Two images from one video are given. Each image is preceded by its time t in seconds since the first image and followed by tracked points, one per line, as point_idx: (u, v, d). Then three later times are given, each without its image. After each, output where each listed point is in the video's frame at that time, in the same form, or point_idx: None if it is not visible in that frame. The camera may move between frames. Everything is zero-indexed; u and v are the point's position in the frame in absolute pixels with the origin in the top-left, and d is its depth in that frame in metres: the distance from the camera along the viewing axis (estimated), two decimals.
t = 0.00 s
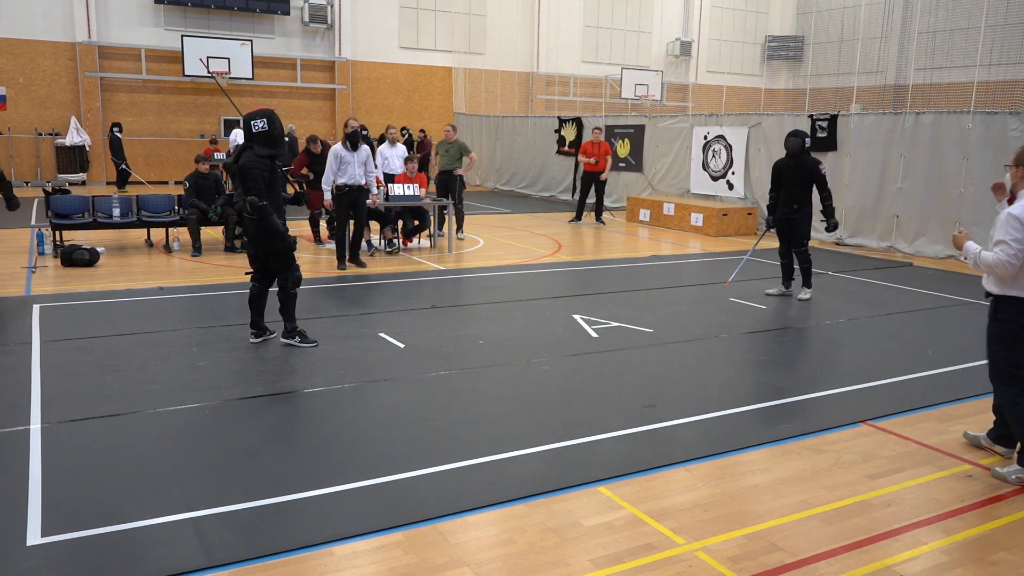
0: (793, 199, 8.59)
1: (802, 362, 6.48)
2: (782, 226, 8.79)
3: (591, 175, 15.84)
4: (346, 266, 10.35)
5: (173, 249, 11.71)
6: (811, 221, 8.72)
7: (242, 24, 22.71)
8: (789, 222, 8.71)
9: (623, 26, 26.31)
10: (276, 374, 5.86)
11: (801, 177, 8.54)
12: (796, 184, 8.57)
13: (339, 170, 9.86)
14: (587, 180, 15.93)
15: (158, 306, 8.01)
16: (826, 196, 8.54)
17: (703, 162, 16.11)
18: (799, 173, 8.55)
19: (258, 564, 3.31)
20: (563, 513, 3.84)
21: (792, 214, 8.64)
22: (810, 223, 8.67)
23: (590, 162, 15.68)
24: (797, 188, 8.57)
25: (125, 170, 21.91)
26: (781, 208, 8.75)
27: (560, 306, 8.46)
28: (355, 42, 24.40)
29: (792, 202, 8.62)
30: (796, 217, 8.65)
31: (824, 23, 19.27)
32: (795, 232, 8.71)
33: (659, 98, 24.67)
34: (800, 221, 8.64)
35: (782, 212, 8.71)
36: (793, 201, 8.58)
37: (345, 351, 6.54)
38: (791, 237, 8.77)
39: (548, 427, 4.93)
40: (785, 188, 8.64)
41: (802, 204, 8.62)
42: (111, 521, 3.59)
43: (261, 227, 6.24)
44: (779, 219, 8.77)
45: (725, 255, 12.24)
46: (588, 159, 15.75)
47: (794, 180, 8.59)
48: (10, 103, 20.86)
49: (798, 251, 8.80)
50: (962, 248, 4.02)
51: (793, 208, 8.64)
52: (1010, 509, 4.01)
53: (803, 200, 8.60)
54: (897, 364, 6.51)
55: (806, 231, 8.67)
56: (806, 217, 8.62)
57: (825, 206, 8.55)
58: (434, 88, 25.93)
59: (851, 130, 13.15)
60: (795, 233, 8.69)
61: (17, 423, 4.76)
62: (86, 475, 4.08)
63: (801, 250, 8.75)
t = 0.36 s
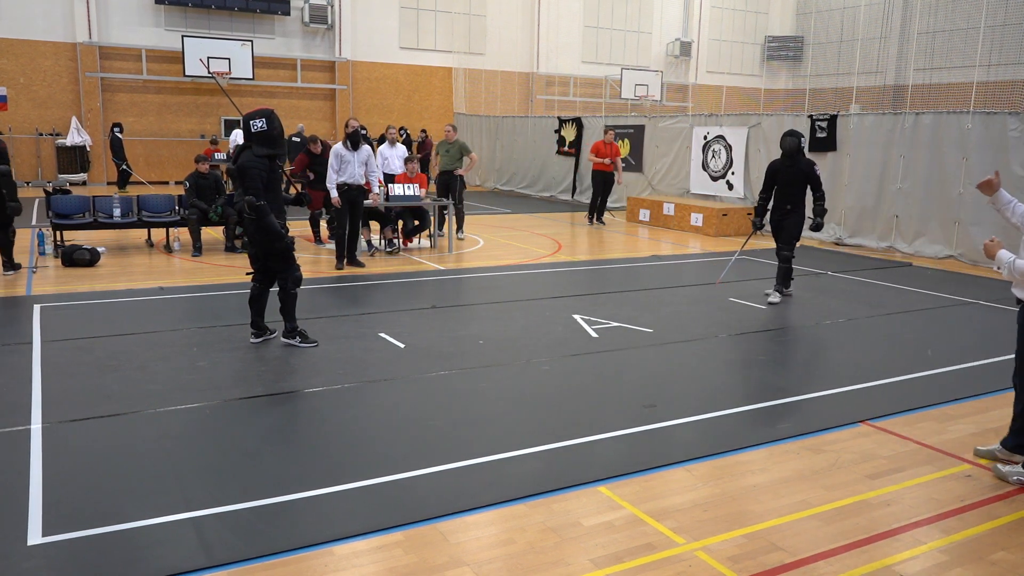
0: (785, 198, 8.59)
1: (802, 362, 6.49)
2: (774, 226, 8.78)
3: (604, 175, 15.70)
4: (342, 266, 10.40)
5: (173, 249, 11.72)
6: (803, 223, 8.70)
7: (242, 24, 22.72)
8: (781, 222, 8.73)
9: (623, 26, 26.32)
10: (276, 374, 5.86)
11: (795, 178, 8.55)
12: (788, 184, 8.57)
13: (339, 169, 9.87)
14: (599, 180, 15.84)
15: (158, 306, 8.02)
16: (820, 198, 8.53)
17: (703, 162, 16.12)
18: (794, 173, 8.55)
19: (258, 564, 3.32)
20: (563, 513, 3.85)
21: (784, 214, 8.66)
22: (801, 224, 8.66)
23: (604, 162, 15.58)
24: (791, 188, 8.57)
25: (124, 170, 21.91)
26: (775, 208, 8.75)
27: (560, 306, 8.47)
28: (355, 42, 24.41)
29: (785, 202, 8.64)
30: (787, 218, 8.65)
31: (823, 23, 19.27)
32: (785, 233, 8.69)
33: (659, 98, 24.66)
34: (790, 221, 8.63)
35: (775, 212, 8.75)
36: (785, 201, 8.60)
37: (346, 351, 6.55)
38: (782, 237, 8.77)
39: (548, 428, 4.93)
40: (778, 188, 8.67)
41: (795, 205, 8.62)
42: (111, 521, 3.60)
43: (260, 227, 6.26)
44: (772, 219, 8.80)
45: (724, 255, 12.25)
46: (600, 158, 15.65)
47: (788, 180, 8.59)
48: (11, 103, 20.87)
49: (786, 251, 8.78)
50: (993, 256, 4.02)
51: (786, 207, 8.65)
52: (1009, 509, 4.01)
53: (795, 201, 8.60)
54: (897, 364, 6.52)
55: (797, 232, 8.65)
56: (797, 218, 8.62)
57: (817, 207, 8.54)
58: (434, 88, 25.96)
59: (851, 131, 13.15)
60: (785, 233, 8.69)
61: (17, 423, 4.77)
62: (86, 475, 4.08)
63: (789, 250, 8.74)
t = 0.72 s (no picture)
0: (784, 198, 8.59)
1: (802, 362, 6.49)
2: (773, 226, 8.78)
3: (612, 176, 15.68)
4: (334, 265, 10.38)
5: (173, 249, 11.72)
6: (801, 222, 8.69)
7: (242, 25, 22.73)
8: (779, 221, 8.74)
9: (623, 25, 26.33)
10: (276, 374, 5.86)
11: (793, 177, 8.54)
12: (787, 183, 8.57)
13: (338, 169, 9.93)
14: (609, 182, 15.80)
15: (158, 306, 8.02)
16: (817, 197, 8.53)
17: (703, 162, 16.11)
18: (791, 172, 8.55)
19: (258, 564, 3.32)
20: (563, 513, 3.85)
21: (781, 213, 8.66)
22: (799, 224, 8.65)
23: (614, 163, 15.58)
24: (789, 188, 8.56)
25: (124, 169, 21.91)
26: (773, 207, 8.75)
27: (561, 306, 8.47)
28: (354, 42, 24.41)
29: (782, 201, 8.64)
30: (786, 218, 8.64)
31: (823, 24, 19.25)
32: (784, 232, 8.69)
33: (659, 98, 24.64)
34: (789, 221, 8.62)
35: (772, 212, 8.76)
36: (782, 200, 8.60)
37: (346, 351, 6.55)
38: (780, 236, 8.77)
39: (548, 428, 4.93)
40: (776, 187, 8.67)
41: (793, 204, 8.61)
42: (111, 521, 3.60)
43: (255, 227, 6.24)
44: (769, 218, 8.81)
45: (723, 255, 12.26)
46: (611, 159, 15.63)
47: (786, 180, 8.58)
48: (11, 103, 20.87)
49: (783, 250, 8.77)
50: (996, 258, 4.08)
51: (784, 207, 8.64)
52: (1009, 509, 4.02)
53: (793, 200, 8.59)
54: (897, 364, 6.52)
55: (796, 232, 8.64)
56: (795, 218, 8.61)
57: (815, 207, 8.53)
58: (434, 88, 25.99)
59: (851, 131, 13.16)
60: (783, 233, 8.68)
61: (18, 423, 4.77)
62: (86, 475, 4.08)
63: (787, 250, 8.74)
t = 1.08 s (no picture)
0: (787, 199, 8.60)
1: (802, 362, 6.49)
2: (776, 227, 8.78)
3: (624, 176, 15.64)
4: (333, 265, 10.38)
5: (173, 249, 11.72)
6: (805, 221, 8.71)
7: (242, 25, 22.74)
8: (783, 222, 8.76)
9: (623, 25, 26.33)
10: (276, 374, 5.86)
11: (795, 178, 8.54)
12: (789, 185, 8.57)
13: (334, 169, 9.90)
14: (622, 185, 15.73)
15: (158, 306, 8.02)
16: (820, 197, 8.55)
17: (703, 162, 16.11)
18: (793, 174, 8.55)
19: (258, 564, 3.32)
20: (564, 513, 3.85)
21: (784, 215, 8.68)
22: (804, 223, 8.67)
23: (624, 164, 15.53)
24: (792, 189, 8.56)
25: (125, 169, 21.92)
26: (775, 208, 8.75)
27: (561, 306, 8.47)
28: (354, 42, 24.43)
29: (785, 203, 8.65)
30: (790, 219, 8.66)
31: (823, 23, 19.07)
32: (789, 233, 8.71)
33: (659, 98, 24.62)
34: (793, 222, 8.64)
35: (776, 213, 8.77)
36: (786, 201, 8.61)
37: (346, 351, 6.55)
38: (784, 237, 8.80)
39: (548, 428, 4.93)
40: (778, 189, 8.67)
41: (796, 205, 8.63)
42: (112, 521, 3.60)
43: (251, 227, 6.22)
44: (773, 220, 8.82)
45: (723, 255, 12.26)
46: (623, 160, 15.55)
47: (789, 181, 8.57)
48: (11, 103, 20.88)
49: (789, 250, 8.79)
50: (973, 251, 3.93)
51: (787, 208, 8.65)
52: (1009, 509, 4.02)
53: (796, 201, 8.60)
54: (897, 364, 6.52)
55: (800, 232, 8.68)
56: (799, 218, 8.63)
57: (818, 207, 8.56)
58: (434, 88, 26.00)
59: (851, 131, 13.16)
60: (787, 233, 8.71)
61: (18, 423, 4.77)
62: (86, 475, 4.08)
63: (791, 249, 8.75)
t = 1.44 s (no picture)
0: (793, 198, 8.57)
1: (802, 362, 6.49)
2: (780, 226, 8.74)
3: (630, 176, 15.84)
4: (333, 265, 10.37)
5: (173, 249, 11.72)
6: (809, 220, 8.72)
7: (242, 25, 22.73)
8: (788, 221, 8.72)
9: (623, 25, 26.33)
10: (276, 374, 5.86)
11: (800, 177, 8.53)
12: (795, 184, 8.54)
13: (334, 169, 9.89)
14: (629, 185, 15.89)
15: (158, 306, 8.02)
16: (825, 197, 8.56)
17: (703, 162, 16.11)
18: (799, 173, 8.53)
19: (257, 564, 3.32)
20: (563, 513, 3.85)
21: (791, 214, 8.63)
22: (807, 222, 8.67)
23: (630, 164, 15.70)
24: (798, 187, 8.55)
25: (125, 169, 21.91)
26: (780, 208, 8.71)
27: (561, 306, 8.47)
28: (354, 42, 24.43)
29: (791, 201, 8.61)
30: (796, 217, 8.63)
31: (824, 24, 18.90)
32: (796, 231, 8.69)
33: (659, 98, 24.61)
34: (799, 221, 8.62)
35: (781, 212, 8.71)
36: (792, 200, 8.58)
37: (345, 351, 6.54)
38: (788, 236, 8.77)
39: (548, 428, 4.92)
40: (784, 187, 8.63)
41: (802, 204, 8.61)
42: (112, 521, 3.60)
43: (251, 228, 6.22)
44: (777, 220, 8.76)
45: (723, 255, 12.25)
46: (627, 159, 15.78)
47: (795, 180, 8.55)
48: (11, 103, 20.88)
49: (794, 250, 8.77)
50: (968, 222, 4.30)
51: (792, 207, 8.62)
52: (1009, 509, 4.02)
53: (802, 200, 8.59)
54: (897, 364, 6.52)
55: (805, 231, 8.67)
56: (804, 217, 8.62)
57: (824, 207, 8.55)
58: (434, 88, 26.02)
59: (851, 130, 13.15)
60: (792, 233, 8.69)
61: (18, 423, 4.77)
62: (86, 475, 4.08)
63: (798, 249, 8.72)
